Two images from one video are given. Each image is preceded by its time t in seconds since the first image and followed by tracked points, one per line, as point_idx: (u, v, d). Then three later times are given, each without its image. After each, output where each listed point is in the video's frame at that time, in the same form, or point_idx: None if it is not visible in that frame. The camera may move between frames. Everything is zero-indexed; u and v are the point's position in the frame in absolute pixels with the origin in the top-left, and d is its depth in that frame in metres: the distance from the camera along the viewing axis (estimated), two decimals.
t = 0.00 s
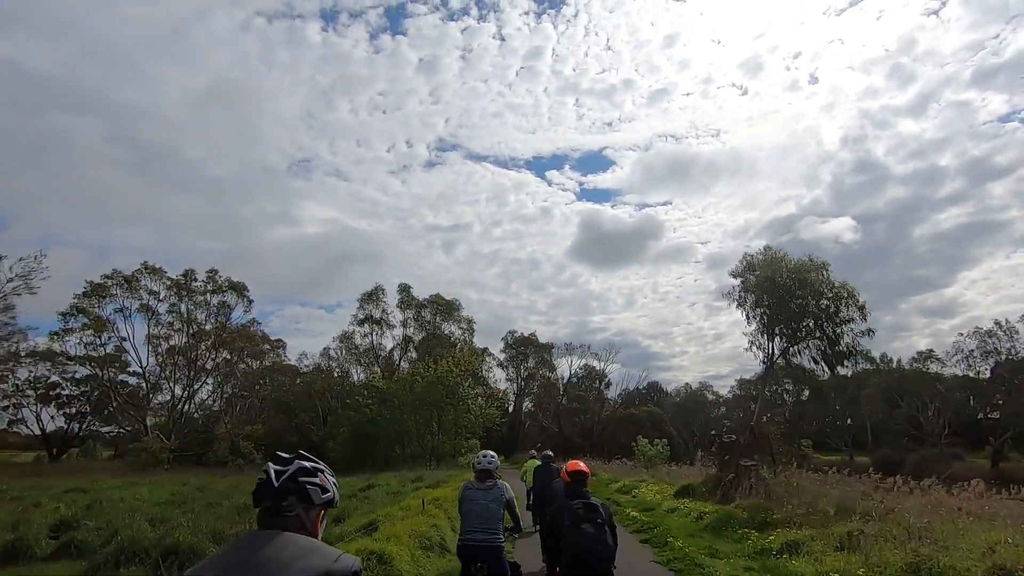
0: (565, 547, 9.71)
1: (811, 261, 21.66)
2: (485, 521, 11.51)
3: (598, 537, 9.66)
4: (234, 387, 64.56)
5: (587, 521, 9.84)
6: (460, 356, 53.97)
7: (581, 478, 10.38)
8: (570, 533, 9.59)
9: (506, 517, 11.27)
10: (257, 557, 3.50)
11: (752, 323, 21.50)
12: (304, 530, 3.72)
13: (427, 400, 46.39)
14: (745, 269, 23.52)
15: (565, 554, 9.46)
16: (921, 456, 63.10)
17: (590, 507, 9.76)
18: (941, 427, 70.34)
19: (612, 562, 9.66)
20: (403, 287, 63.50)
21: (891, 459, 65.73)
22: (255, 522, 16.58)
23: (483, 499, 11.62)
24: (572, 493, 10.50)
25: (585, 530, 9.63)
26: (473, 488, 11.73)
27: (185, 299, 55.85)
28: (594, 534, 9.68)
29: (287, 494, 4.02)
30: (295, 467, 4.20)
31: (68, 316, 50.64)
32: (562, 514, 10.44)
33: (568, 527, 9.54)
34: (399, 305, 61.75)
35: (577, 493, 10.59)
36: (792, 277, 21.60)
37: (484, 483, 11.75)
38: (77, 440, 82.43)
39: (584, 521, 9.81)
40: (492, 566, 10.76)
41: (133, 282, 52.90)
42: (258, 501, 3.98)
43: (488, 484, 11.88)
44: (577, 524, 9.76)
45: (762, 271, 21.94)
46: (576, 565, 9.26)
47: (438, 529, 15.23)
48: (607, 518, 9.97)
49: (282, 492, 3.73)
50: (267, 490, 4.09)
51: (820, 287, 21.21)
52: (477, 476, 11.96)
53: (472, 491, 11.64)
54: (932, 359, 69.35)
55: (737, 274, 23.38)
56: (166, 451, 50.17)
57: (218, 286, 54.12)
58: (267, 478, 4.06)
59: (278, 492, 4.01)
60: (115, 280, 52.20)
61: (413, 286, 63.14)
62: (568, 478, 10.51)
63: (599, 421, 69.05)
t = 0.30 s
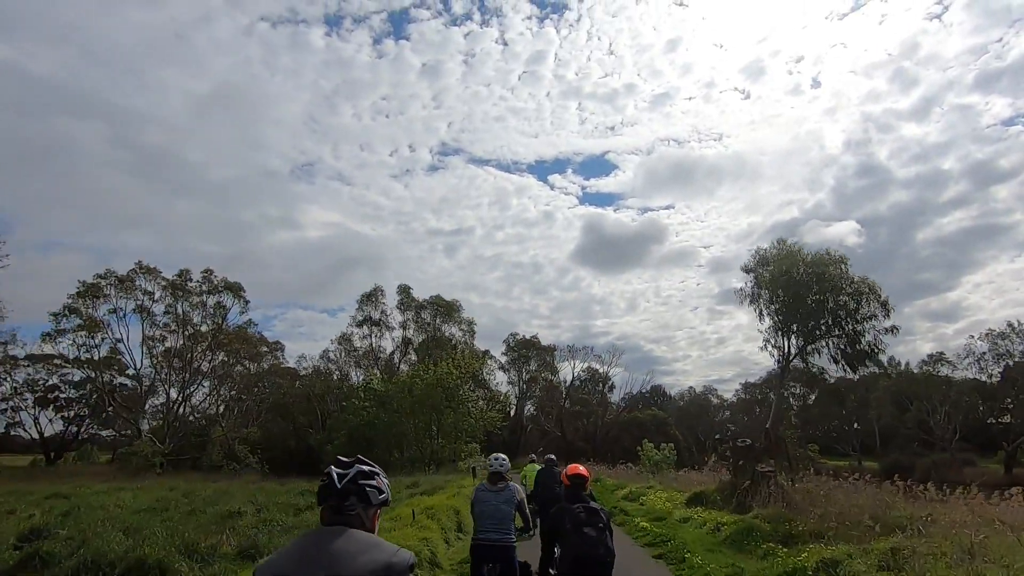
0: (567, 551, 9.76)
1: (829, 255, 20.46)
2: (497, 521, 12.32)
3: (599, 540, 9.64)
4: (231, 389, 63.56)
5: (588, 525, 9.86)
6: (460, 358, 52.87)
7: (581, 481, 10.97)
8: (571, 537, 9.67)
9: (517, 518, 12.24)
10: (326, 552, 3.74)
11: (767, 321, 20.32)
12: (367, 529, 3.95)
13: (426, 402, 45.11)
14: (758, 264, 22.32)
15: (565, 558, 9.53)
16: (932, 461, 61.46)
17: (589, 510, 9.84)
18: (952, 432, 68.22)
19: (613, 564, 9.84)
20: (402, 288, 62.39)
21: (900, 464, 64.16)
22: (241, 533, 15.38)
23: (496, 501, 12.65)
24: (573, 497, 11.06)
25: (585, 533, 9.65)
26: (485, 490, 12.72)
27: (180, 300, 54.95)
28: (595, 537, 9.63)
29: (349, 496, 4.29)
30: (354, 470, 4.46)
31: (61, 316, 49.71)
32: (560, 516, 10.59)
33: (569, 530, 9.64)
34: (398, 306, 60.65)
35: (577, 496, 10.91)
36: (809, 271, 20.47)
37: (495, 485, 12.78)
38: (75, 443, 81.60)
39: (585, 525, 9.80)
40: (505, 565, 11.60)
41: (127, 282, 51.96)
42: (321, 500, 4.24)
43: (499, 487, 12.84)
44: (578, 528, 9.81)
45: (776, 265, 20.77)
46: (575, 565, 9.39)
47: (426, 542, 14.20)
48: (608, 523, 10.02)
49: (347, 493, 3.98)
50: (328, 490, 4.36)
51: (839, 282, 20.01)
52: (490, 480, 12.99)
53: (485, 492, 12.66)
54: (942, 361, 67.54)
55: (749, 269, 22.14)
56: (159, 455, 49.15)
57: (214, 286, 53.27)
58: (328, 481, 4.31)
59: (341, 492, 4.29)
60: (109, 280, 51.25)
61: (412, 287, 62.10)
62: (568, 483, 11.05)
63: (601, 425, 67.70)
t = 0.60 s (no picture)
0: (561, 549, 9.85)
1: (849, 243, 19.36)
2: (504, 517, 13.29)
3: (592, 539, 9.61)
4: (228, 387, 62.68)
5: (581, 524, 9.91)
6: (461, 356, 51.82)
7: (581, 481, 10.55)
8: (565, 534, 9.77)
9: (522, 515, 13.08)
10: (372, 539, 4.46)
11: (782, 314, 19.23)
12: (405, 520, 4.72)
13: (425, 401, 43.93)
14: (772, 254, 21.27)
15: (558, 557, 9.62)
16: (942, 464, 59.96)
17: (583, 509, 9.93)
18: (963, 434, 66.73)
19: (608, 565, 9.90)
20: (402, 285, 61.30)
21: (910, 466, 62.67)
22: (217, 538, 14.36)
23: (504, 498, 13.56)
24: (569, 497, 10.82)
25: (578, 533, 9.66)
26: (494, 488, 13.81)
27: (176, 296, 54.18)
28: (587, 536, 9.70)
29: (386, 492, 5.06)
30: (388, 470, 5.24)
31: (54, 312, 48.79)
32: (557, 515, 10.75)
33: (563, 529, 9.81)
34: (398, 303, 59.58)
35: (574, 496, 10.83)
36: (827, 261, 19.43)
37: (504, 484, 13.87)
38: (74, 442, 80.96)
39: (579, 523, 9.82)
40: (513, 560, 12.73)
41: (123, 277, 51.02)
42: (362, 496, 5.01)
43: (509, 485, 13.71)
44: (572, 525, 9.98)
45: (793, 255, 19.70)
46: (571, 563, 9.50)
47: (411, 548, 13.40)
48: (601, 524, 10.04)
49: (389, 488, 4.73)
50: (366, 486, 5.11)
51: (860, 272, 18.93)
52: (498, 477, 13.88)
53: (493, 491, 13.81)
54: (954, 362, 65.98)
55: (762, 260, 21.00)
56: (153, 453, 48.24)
57: (210, 281, 52.55)
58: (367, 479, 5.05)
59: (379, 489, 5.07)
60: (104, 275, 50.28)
61: (413, 284, 60.99)
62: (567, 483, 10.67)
63: (603, 425, 66.37)
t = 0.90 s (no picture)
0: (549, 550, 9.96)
1: (867, 232, 18.22)
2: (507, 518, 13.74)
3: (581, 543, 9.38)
4: (222, 389, 61.45)
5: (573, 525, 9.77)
6: (458, 356, 50.72)
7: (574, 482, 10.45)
8: (555, 536, 9.84)
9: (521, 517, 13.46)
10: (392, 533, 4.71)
11: (794, 307, 18.09)
12: (425, 515, 5.00)
13: (420, 402, 42.52)
14: (783, 244, 20.07)
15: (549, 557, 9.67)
16: (950, 466, 58.66)
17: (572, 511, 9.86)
18: (969, 435, 65.50)
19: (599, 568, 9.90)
20: (399, 284, 60.10)
21: (916, 468, 61.39)
22: (180, 548, 13.18)
23: (505, 499, 13.71)
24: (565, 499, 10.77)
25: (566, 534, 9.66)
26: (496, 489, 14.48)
27: (167, 295, 52.99)
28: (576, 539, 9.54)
29: (404, 491, 5.33)
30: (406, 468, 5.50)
31: (41, 311, 47.57)
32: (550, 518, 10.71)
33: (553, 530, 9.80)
34: (395, 303, 58.34)
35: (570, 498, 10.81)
36: (843, 251, 18.24)
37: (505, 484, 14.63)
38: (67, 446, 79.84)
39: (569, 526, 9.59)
40: (514, 560, 13.11)
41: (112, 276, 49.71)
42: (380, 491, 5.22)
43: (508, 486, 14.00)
44: (563, 528, 10.06)
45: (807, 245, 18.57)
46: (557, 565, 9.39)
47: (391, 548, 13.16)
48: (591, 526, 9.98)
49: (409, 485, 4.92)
50: (385, 484, 5.37)
51: (880, 262, 17.77)
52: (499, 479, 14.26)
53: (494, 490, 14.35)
54: (959, 362, 64.86)
55: (773, 250, 19.76)
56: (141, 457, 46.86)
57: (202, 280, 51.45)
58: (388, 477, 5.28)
59: (398, 488, 5.34)
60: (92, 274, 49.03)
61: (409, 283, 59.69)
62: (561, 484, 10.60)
63: (603, 427, 65.10)
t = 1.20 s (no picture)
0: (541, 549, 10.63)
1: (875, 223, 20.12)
2: (502, 517, 14.15)
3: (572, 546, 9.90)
4: (208, 393, 59.88)
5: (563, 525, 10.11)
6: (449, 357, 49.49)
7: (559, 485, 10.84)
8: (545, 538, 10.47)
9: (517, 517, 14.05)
10: (399, 533, 4.92)
11: (806, 301, 17.14)
12: (428, 517, 5.25)
13: (410, 405, 41.13)
14: (791, 232, 21.92)
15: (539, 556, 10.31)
16: (950, 466, 57.57)
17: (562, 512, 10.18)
18: (968, 434, 64.59)
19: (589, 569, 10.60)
20: (389, 284, 58.79)
21: (916, 469, 60.27)
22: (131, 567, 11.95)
23: (500, 502, 14.50)
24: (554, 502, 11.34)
25: (556, 536, 10.30)
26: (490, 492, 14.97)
27: (150, 297, 51.44)
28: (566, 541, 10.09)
29: (409, 493, 5.55)
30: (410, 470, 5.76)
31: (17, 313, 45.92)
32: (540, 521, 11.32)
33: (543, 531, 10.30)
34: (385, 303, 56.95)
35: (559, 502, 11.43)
36: (854, 242, 20.06)
37: (499, 488, 14.78)
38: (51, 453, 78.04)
39: (559, 526, 10.10)
40: (508, 562, 13.62)
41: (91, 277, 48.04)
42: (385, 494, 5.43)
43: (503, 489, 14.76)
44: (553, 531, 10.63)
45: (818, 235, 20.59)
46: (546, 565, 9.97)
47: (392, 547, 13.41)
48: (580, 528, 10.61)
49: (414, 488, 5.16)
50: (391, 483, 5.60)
51: (888, 250, 19.62)
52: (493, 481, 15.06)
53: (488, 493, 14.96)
54: (958, 360, 63.99)
55: (778, 238, 18.70)
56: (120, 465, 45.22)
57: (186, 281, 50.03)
58: (393, 479, 5.49)
59: (403, 490, 5.58)
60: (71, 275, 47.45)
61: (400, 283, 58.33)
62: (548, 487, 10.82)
63: (599, 430, 63.87)
